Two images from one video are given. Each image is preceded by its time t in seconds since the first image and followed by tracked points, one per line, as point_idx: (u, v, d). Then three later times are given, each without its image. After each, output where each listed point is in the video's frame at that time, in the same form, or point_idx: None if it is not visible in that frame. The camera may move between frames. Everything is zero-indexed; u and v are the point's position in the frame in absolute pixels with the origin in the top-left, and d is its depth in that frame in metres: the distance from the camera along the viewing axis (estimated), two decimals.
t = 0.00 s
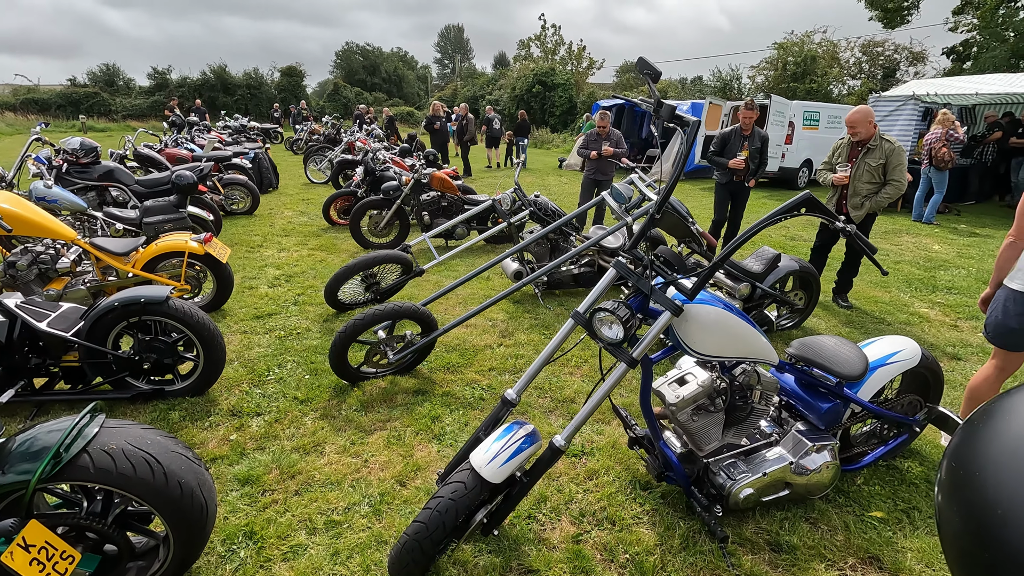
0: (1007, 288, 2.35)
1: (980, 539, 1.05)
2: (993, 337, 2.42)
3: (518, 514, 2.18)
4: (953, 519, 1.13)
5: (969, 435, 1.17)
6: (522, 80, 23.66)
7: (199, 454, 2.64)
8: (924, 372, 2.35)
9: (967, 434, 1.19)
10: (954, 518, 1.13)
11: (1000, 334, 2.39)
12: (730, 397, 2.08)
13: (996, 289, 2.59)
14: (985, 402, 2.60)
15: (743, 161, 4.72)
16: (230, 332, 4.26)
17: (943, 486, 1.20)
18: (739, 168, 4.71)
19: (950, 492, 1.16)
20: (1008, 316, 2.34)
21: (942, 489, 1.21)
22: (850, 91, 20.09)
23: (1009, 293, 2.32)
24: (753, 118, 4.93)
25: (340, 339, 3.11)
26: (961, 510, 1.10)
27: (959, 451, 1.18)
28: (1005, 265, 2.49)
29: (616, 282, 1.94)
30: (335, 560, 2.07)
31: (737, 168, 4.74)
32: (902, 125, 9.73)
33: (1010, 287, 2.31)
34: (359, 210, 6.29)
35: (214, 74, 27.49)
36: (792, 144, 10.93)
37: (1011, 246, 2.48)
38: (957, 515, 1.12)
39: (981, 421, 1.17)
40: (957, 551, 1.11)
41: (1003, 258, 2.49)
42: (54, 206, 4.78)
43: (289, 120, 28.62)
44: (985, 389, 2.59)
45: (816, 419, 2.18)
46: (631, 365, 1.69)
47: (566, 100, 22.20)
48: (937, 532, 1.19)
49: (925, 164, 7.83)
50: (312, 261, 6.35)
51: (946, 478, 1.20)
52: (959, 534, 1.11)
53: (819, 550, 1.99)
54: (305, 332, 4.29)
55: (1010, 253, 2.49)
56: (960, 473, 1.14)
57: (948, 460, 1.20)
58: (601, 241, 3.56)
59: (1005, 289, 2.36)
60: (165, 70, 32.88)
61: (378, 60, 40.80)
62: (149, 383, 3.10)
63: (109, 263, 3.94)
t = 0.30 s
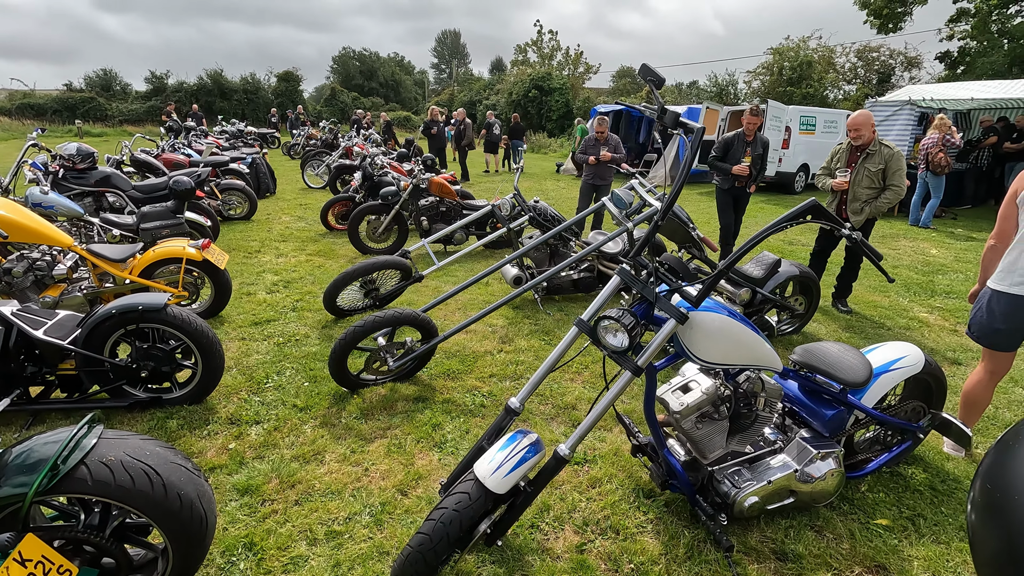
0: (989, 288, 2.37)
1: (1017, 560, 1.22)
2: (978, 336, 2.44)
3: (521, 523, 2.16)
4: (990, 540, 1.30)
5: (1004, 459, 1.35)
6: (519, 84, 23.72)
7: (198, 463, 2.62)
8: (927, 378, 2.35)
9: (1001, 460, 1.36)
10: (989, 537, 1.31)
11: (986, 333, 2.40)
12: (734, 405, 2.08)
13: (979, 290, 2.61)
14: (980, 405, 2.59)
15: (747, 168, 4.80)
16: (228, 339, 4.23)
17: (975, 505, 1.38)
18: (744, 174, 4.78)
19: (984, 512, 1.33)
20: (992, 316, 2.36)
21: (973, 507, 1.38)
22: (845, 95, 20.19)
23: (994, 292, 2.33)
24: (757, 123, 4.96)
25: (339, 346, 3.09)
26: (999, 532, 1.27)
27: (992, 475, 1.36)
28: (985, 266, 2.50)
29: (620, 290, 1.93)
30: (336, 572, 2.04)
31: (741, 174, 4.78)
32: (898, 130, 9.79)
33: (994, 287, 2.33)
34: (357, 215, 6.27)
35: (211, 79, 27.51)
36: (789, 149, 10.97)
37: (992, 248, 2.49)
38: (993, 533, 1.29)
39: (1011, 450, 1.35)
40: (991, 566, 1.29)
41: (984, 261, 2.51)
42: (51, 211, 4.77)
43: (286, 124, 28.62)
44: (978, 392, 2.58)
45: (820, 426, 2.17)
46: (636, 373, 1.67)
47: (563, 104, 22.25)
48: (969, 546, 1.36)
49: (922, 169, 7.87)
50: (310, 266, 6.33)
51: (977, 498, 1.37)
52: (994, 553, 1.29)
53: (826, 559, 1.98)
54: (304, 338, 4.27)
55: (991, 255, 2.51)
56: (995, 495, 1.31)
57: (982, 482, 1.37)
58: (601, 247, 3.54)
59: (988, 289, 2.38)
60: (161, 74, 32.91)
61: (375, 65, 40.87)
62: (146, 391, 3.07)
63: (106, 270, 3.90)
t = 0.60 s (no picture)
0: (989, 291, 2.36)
1: None
2: (975, 340, 2.43)
3: (523, 529, 2.14)
4: (1010, 551, 1.29)
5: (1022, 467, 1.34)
6: (518, 89, 23.78)
7: (197, 470, 2.60)
8: (929, 382, 2.35)
9: (1018, 469, 1.35)
10: (1010, 548, 1.29)
11: (984, 337, 2.40)
12: (737, 409, 2.06)
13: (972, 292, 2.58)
14: (979, 409, 2.58)
15: (752, 173, 4.77)
16: (227, 344, 4.22)
17: (992, 514, 1.37)
18: (748, 180, 4.76)
19: (1002, 522, 1.32)
20: (990, 320, 2.36)
21: (990, 516, 1.37)
22: (843, 99, 20.26)
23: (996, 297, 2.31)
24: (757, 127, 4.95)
25: (339, 352, 3.08)
26: (1020, 544, 1.26)
27: (1010, 483, 1.35)
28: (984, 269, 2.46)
29: (622, 294, 1.93)
30: None
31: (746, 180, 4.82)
32: (896, 133, 9.83)
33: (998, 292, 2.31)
34: (356, 219, 6.27)
35: (211, 84, 27.57)
36: (787, 152, 11.00)
37: (992, 251, 2.43)
38: (1014, 545, 1.28)
39: None
40: None
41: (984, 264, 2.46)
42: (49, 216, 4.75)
43: (285, 129, 28.65)
44: (977, 397, 2.57)
45: (823, 431, 2.15)
46: (639, 378, 1.66)
47: (561, 108, 22.30)
48: (987, 556, 1.36)
49: (921, 172, 7.90)
50: (309, 271, 6.32)
51: (995, 507, 1.36)
52: (1016, 564, 1.28)
53: (829, 564, 1.97)
54: (304, 343, 4.25)
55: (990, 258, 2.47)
56: (1013, 505, 1.30)
57: (999, 492, 1.36)
58: (601, 251, 3.53)
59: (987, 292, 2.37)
60: (160, 79, 32.96)
61: (374, 70, 40.98)
62: (145, 397, 3.05)
63: (105, 275, 3.88)
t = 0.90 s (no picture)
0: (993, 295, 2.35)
1: None
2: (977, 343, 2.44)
3: (526, 535, 2.13)
4: None
5: None
6: (515, 93, 23.85)
7: (197, 476, 2.58)
8: (931, 385, 2.35)
9: None
10: None
11: (986, 340, 2.40)
12: (739, 413, 2.07)
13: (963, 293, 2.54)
14: (978, 411, 2.58)
15: (755, 177, 4.84)
16: (226, 349, 4.20)
17: (1011, 521, 1.36)
18: (751, 183, 4.82)
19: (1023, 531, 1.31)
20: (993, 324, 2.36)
21: (1010, 524, 1.36)
22: (839, 103, 20.38)
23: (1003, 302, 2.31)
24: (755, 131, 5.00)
25: (339, 356, 3.07)
26: None
27: None
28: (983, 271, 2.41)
29: (625, 298, 1.93)
30: None
31: (746, 184, 4.84)
32: (893, 136, 9.89)
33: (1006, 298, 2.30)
34: (355, 224, 6.27)
35: (208, 89, 27.56)
36: (784, 156, 11.04)
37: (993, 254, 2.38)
38: None
39: None
40: None
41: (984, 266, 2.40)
42: (47, 221, 4.72)
43: (282, 133, 28.62)
44: (976, 398, 2.57)
45: (825, 434, 2.15)
46: (642, 382, 1.66)
47: (559, 112, 22.35)
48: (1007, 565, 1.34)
49: (921, 175, 7.93)
50: (308, 275, 6.31)
51: (1016, 514, 1.35)
52: None
53: (833, 568, 1.97)
54: (303, 348, 4.24)
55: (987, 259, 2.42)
56: None
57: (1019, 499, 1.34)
58: (601, 255, 3.52)
59: (990, 296, 2.36)
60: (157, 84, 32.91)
61: (371, 74, 41.03)
62: (144, 403, 3.03)
63: (103, 280, 3.86)
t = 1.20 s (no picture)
0: (985, 294, 2.37)
1: None
2: (971, 340, 2.44)
3: (526, 537, 2.13)
4: None
5: None
6: (508, 95, 23.89)
7: (193, 481, 2.56)
8: (927, 385, 2.38)
9: None
10: None
11: (981, 337, 2.41)
12: (738, 413, 2.07)
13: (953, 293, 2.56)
14: (973, 411, 2.60)
15: (748, 179, 4.85)
16: (221, 353, 4.17)
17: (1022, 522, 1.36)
18: (745, 184, 4.84)
19: None
20: (987, 322, 2.38)
21: None
22: (830, 105, 20.55)
23: (996, 300, 2.33)
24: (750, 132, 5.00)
25: (337, 360, 3.06)
26: None
27: None
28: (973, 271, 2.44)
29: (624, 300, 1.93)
30: None
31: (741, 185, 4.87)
32: (885, 137, 9.99)
33: (998, 296, 2.32)
34: (350, 226, 6.25)
35: (200, 91, 27.42)
36: (778, 157, 11.10)
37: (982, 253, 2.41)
38: None
39: None
40: None
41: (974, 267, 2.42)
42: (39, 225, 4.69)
43: (275, 135, 28.52)
44: (970, 398, 2.59)
45: (823, 434, 2.16)
46: (643, 384, 1.66)
47: (552, 115, 22.39)
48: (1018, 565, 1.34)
49: (916, 176, 7.98)
50: (303, 278, 6.28)
51: None
52: None
53: (832, 567, 1.97)
54: (299, 351, 4.22)
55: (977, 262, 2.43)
56: None
57: None
58: (598, 257, 3.52)
59: (981, 295, 2.38)
60: (149, 86, 32.75)
61: (364, 76, 40.97)
62: (139, 408, 3.01)
63: (97, 284, 3.83)
